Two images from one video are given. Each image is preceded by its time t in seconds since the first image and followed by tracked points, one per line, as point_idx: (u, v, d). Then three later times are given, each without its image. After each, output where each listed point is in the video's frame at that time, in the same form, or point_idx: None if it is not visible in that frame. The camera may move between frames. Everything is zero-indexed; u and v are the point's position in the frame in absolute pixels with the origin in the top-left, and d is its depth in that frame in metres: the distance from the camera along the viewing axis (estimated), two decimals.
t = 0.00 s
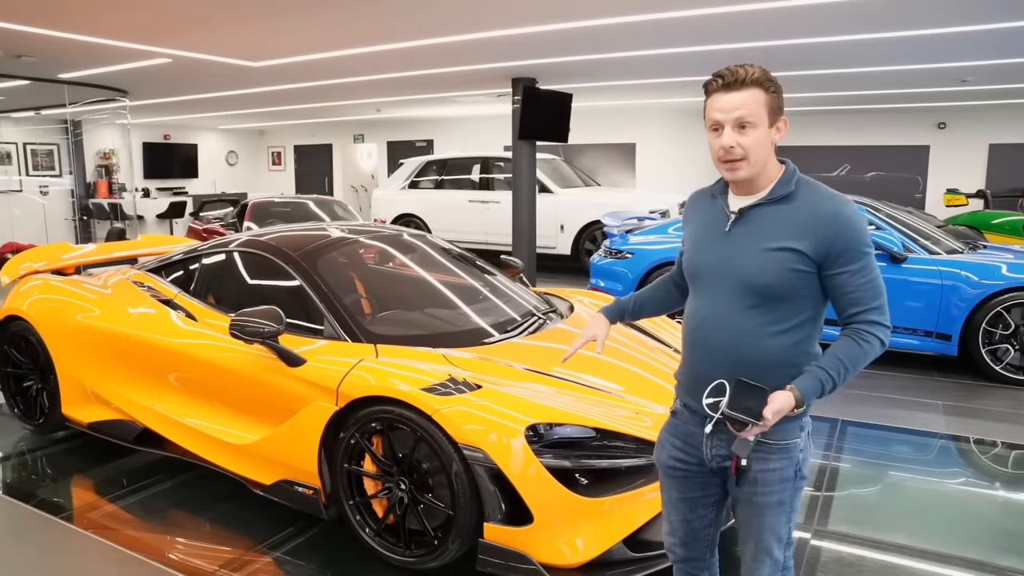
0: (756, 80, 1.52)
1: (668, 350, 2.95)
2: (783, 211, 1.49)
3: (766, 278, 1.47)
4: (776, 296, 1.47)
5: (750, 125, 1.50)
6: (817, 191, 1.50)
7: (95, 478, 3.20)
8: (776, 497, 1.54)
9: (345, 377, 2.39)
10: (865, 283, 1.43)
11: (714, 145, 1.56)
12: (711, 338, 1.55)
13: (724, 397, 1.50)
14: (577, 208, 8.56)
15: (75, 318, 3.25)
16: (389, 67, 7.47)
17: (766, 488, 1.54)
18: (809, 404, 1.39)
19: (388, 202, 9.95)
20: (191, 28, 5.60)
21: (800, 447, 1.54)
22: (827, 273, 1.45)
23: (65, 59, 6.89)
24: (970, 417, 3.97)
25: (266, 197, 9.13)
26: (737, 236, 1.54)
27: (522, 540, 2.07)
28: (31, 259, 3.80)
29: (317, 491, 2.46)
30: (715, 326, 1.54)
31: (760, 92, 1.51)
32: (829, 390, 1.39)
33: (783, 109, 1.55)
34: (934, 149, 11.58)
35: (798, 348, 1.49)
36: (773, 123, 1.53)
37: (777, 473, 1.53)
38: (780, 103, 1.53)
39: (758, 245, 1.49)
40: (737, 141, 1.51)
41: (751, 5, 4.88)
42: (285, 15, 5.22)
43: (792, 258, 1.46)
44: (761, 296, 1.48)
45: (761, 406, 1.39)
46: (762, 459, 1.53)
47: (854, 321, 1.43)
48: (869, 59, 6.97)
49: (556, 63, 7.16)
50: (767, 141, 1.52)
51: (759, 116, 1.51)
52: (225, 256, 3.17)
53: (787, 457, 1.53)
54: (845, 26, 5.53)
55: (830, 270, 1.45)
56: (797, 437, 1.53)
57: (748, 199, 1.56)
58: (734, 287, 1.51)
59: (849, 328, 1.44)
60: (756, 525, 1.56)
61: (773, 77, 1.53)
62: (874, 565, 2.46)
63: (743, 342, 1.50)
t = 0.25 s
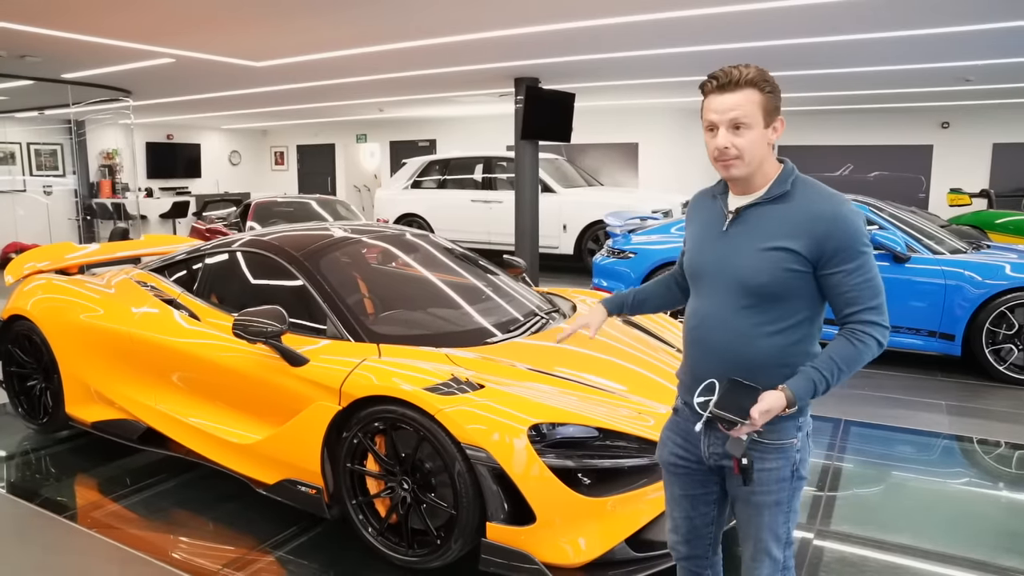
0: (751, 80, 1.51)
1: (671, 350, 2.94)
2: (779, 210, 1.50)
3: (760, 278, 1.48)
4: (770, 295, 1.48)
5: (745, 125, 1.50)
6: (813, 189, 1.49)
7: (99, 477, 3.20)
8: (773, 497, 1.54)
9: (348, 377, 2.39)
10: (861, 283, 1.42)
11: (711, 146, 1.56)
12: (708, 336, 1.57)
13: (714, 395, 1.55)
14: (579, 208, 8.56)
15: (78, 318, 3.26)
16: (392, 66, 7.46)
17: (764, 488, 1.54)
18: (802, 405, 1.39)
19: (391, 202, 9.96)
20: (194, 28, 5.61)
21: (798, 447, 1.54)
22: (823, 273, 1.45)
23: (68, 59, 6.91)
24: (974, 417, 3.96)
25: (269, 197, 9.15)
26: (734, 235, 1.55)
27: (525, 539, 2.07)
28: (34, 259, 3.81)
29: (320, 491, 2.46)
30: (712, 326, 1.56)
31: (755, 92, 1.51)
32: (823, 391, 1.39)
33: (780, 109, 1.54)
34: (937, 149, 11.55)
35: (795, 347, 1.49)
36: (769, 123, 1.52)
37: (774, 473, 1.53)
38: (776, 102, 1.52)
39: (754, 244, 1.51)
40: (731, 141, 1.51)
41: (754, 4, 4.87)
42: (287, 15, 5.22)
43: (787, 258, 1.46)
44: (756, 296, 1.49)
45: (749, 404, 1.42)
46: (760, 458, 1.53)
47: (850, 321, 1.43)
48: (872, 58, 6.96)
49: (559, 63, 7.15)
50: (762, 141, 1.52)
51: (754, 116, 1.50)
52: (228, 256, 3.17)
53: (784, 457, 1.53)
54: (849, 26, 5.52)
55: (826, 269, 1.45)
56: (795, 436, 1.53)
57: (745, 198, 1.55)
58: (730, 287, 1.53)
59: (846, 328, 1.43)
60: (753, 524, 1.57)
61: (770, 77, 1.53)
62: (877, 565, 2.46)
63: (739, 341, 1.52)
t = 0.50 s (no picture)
0: (752, 79, 1.51)
1: (674, 350, 2.94)
2: (777, 210, 1.50)
3: (757, 277, 1.49)
4: (768, 295, 1.49)
5: (744, 125, 1.50)
6: (813, 189, 1.49)
7: (102, 476, 3.21)
8: (771, 496, 1.55)
9: (351, 376, 2.39)
10: (858, 284, 1.42)
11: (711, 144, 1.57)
12: (708, 335, 1.57)
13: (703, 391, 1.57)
14: (582, 207, 8.55)
15: (81, 317, 3.27)
16: (395, 66, 7.46)
17: (761, 487, 1.55)
18: (792, 404, 1.40)
19: (393, 201, 9.96)
20: (198, 28, 5.62)
21: (795, 446, 1.54)
22: (820, 273, 1.45)
23: (72, 59, 6.92)
24: (977, 417, 3.96)
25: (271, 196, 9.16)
26: (732, 234, 1.55)
27: (527, 539, 2.07)
28: (38, 259, 3.82)
29: (322, 490, 2.47)
30: (710, 324, 1.57)
31: (756, 91, 1.51)
32: (815, 392, 1.39)
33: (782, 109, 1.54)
34: (941, 148, 11.54)
35: (792, 347, 1.50)
36: (770, 123, 1.52)
37: (770, 472, 1.54)
38: (778, 102, 1.52)
39: (751, 244, 1.51)
40: (731, 141, 1.51)
41: (757, 4, 4.87)
42: (289, 15, 5.23)
43: (783, 258, 1.47)
44: (754, 295, 1.50)
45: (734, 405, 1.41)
46: (757, 458, 1.54)
47: (846, 323, 1.43)
48: (875, 58, 6.95)
49: (562, 62, 7.14)
50: (763, 140, 1.52)
51: (755, 116, 1.50)
52: (232, 255, 3.18)
53: (780, 456, 1.53)
54: (852, 25, 5.51)
55: (823, 270, 1.45)
56: (791, 436, 1.53)
57: (745, 196, 1.56)
58: (727, 286, 1.54)
59: (841, 329, 1.43)
60: (752, 523, 1.57)
61: (773, 76, 1.53)
62: (880, 565, 2.45)
63: (736, 340, 1.53)
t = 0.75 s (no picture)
0: (748, 79, 1.52)
1: (676, 349, 2.94)
2: (774, 209, 1.50)
3: (753, 276, 1.49)
4: (764, 294, 1.49)
5: (741, 125, 1.51)
6: (811, 188, 1.49)
7: (106, 475, 3.22)
8: (770, 495, 1.55)
9: (353, 375, 2.40)
10: (855, 283, 1.42)
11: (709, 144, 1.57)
12: (705, 334, 1.57)
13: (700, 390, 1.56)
14: (585, 207, 8.55)
15: (85, 317, 3.27)
16: (398, 66, 7.47)
17: (760, 486, 1.55)
18: (788, 403, 1.41)
19: (396, 201, 9.97)
20: (201, 28, 5.63)
21: (794, 445, 1.54)
22: (817, 273, 1.45)
23: (76, 59, 6.94)
24: (981, 417, 3.95)
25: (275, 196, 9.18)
26: (730, 233, 1.55)
27: (530, 538, 2.07)
28: (42, 258, 3.83)
29: (325, 489, 2.47)
30: (707, 323, 1.57)
31: (753, 91, 1.51)
32: (811, 391, 1.40)
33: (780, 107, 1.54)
34: (945, 148, 11.51)
35: (790, 346, 1.50)
36: (767, 122, 1.52)
37: (769, 471, 1.54)
38: (775, 101, 1.52)
39: (748, 243, 1.51)
40: (728, 140, 1.52)
41: (760, 3, 4.87)
42: (291, 15, 5.24)
43: (780, 257, 1.46)
44: (750, 294, 1.50)
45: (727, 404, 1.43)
46: (755, 457, 1.54)
47: (843, 322, 1.43)
48: (878, 57, 6.94)
49: (565, 62, 7.14)
50: (761, 140, 1.52)
51: (752, 115, 1.51)
52: (234, 255, 3.18)
53: (778, 455, 1.53)
54: (855, 24, 5.50)
55: (820, 269, 1.44)
56: (789, 436, 1.53)
57: (744, 195, 1.56)
58: (724, 285, 1.54)
59: (838, 329, 1.43)
60: (752, 523, 1.57)
61: (770, 75, 1.53)
62: (883, 565, 2.45)
63: (733, 339, 1.53)
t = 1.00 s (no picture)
0: (734, 79, 1.53)
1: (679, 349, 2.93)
2: (769, 207, 1.50)
3: (748, 274, 1.50)
4: (759, 291, 1.49)
5: (730, 125, 1.51)
6: (807, 185, 1.49)
7: (109, 474, 3.22)
8: (770, 495, 1.55)
9: (356, 375, 2.40)
10: (850, 281, 1.41)
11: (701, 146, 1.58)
12: (703, 331, 1.59)
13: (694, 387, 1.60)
14: (587, 207, 8.55)
15: (87, 316, 3.28)
16: (401, 66, 7.48)
17: (760, 486, 1.55)
18: (783, 401, 1.42)
19: (398, 201, 9.97)
20: (205, 28, 5.64)
21: (794, 445, 1.54)
22: (812, 270, 1.45)
23: (79, 59, 6.96)
24: (984, 417, 3.94)
25: (277, 196, 9.18)
26: (727, 231, 1.56)
27: (532, 538, 2.06)
28: (45, 257, 3.84)
29: (327, 489, 2.47)
30: (704, 320, 1.59)
31: (739, 91, 1.51)
32: (805, 390, 1.41)
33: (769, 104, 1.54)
34: (948, 147, 11.50)
35: (787, 344, 1.51)
36: (757, 120, 1.52)
37: (769, 472, 1.54)
38: (764, 98, 1.52)
39: (743, 241, 1.52)
40: (719, 142, 1.52)
41: (762, 3, 4.86)
42: (293, 15, 5.24)
43: (774, 255, 1.47)
44: (746, 292, 1.51)
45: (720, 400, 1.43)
46: (755, 457, 1.54)
47: (838, 320, 1.42)
48: (881, 57, 6.93)
49: (567, 61, 7.14)
50: (752, 138, 1.52)
51: (741, 115, 1.51)
52: (237, 255, 3.19)
53: (778, 455, 1.53)
54: (858, 23, 5.48)
55: (815, 267, 1.44)
56: (789, 436, 1.53)
57: (739, 194, 1.57)
58: (720, 283, 1.55)
59: (833, 327, 1.43)
60: (752, 522, 1.57)
61: (756, 74, 1.53)
62: (886, 566, 2.45)
63: (730, 336, 1.54)
